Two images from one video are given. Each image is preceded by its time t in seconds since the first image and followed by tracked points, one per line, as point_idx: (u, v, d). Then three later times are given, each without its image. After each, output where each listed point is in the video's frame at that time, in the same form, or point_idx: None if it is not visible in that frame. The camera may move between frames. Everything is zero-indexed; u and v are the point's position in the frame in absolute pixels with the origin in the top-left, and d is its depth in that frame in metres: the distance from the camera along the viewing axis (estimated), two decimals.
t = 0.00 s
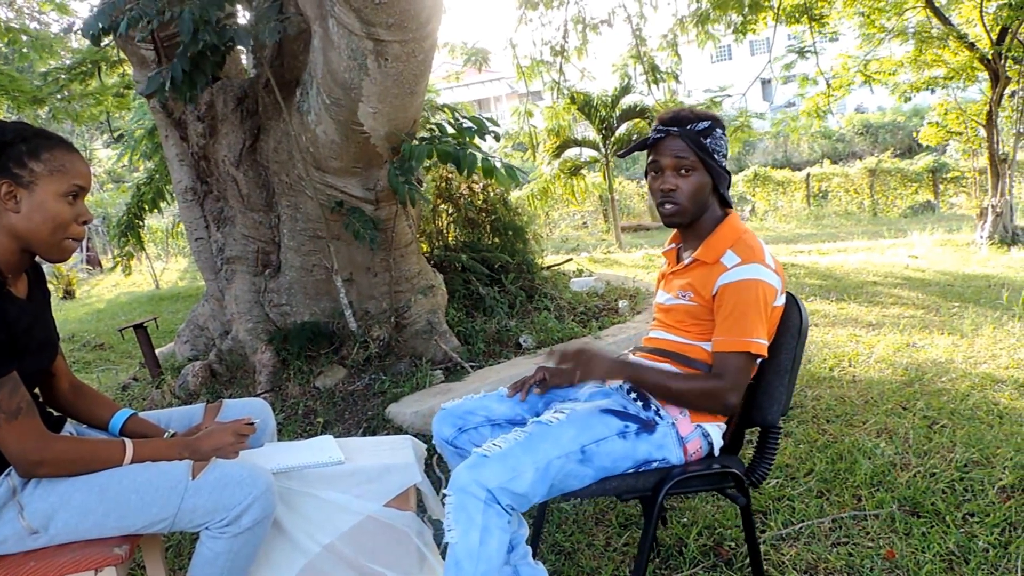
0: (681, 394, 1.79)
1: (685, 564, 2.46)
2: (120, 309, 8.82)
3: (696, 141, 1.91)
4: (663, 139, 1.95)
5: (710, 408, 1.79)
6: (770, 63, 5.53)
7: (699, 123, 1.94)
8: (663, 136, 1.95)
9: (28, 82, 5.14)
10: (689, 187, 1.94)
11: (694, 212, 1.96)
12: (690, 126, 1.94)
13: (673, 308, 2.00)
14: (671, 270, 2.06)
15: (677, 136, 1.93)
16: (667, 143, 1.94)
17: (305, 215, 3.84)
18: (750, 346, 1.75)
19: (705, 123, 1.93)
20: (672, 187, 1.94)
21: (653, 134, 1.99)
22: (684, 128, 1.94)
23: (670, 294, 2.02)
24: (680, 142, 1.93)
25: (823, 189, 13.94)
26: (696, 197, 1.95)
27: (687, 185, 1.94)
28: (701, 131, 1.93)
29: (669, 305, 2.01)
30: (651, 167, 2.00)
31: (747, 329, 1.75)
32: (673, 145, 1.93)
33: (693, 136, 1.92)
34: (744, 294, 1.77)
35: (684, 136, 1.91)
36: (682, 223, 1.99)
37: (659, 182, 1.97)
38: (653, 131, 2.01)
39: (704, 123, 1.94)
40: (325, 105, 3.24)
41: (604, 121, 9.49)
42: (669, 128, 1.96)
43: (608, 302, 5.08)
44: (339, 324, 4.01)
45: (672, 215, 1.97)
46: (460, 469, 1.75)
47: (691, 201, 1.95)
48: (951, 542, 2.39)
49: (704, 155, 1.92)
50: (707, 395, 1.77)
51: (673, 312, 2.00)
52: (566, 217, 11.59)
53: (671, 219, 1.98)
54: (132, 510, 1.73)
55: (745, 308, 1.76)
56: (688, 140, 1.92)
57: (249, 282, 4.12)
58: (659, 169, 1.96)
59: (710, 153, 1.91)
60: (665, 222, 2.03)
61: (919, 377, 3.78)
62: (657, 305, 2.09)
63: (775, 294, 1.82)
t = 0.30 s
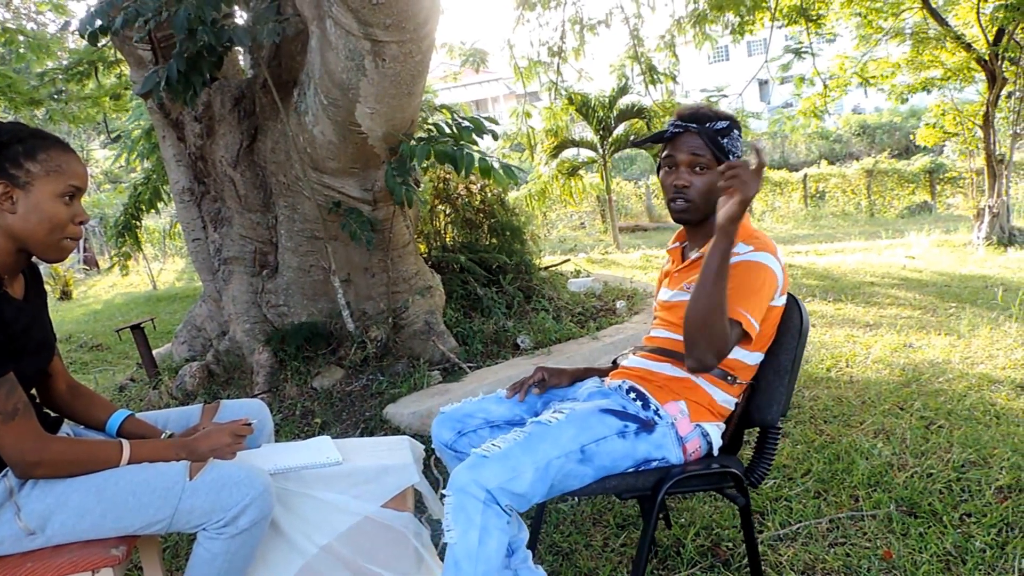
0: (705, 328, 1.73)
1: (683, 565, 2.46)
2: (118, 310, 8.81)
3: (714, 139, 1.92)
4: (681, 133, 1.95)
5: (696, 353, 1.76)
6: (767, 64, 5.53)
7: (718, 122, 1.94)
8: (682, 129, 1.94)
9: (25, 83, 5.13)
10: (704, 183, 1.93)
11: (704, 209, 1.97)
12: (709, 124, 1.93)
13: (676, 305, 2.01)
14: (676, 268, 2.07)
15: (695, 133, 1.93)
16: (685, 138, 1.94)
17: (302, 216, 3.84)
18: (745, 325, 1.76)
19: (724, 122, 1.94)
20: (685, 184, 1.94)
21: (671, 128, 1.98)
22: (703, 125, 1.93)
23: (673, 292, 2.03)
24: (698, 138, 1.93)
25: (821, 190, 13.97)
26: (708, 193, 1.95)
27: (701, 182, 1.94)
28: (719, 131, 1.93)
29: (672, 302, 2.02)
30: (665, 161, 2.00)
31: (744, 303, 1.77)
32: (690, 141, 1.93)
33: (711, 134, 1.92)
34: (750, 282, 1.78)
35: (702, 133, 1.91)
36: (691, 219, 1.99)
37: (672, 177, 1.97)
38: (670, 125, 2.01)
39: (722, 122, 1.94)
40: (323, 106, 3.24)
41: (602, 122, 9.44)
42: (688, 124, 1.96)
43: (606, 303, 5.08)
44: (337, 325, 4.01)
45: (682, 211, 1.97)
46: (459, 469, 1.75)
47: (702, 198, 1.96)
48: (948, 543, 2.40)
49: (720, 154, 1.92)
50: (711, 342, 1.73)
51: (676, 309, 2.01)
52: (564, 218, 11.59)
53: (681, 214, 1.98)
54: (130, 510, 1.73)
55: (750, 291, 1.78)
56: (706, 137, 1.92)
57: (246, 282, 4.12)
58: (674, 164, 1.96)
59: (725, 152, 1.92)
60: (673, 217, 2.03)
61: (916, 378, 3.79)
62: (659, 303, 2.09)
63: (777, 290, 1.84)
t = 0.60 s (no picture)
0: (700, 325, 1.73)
1: (681, 566, 2.46)
2: (117, 310, 8.80)
3: (712, 142, 1.93)
4: (679, 135, 1.96)
5: (697, 353, 1.75)
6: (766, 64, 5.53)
7: (716, 125, 1.95)
8: (680, 131, 1.95)
9: (23, 84, 5.12)
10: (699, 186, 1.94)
11: (699, 211, 1.97)
12: (707, 127, 1.95)
13: (671, 307, 2.01)
14: (671, 269, 2.07)
15: (694, 135, 1.94)
16: (683, 140, 1.95)
17: (301, 216, 3.84)
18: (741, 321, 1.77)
19: (722, 126, 1.95)
20: (681, 185, 1.95)
21: (669, 130, 2.00)
22: (701, 128, 1.95)
23: (668, 294, 2.03)
24: (695, 141, 1.94)
25: (819, 190, 13.98)
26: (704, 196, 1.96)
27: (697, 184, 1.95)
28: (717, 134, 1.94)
29: (668, 303, 2.02)
30: (662, 162, 2.00)
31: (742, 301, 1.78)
32: (687, 144, 1.94)
33: (709, 137, 1.93)
34: (747, 279, 1.79)
35: (699, 136, 1.93)
36: (685, 221, 2.00)
37: (668, 179, 1.97)
38: (668, 127, 2.02)
39: (721, 126, 1.96)
40: (321, 106, 3.24)
41: (600, 123, 9.46)
42: (686, 126, 1.97)
43: (605, 304, 5.09)
44: (336, 325, 4.01)
45: (677, 212, 1.98)
46: (455, 469, 1.76)
47: (698, 200, 1.96)
48: (946, 543, 2.40)
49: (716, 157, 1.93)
50: (712, 339, 1.73)
51: (671, 311, 2.01)
52: (563, 218, 11.60)
53: (675, 215, 1.99)
54: (129, 511, 1.73)
55: (747, 289, 1.79)
56: (704, 140, 1.93)
57: (245, 283, 4.12)
58: (670, 165, 1.96)
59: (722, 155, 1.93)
60: (668, 218, 2.04)
61: (914, 378, 3.79)
62: (654, 305, 2.09)
63: (772, 290, 1.85)
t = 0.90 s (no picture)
0: (692, 348, 1.69)
1: (681, 566, 2.46)
2: (117, 311, 8.80)
3: (690, 147, 1.89)
4: (656, 143, 1.92)
5: (692, 375, 1.72)
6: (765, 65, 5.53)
7: (693, 128, 1.91)
8: (656, 139, 1.91)
9: (22, 84, 5.11)
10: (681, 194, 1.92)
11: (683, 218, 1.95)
12: (683, 132, 1.91)
13: (660, 312, 1.99)
14: (659, 274, 2.06)
15: (670, 142, 1.90)
16: (660, 148, 1.91)
17: (301, 217, 3.84)
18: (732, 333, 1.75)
19: (698, 128, 1.91)
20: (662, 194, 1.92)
21: (645, 137, 1.96)
22: (678, 134, 1.90)
23: (657, 299, 2.01)
24: (673, 148, 1.90)
25: (819, 190, 13.99)
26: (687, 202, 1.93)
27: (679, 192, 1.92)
28: (695, 137, 1.90)
29: (657, 309, 2.00)
30: (641, 170, 1.97)
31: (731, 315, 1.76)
32: (665, 151, 1.91)
33: (686, 143, 1.89)
34: (736, 288, 1.78)
35: (677, 142, 1.89)
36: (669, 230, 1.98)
37: (650, 189, 1.95)
38: (644, 133, 1.98)
39: (698, 128, 1.91)
40: (321, 106, 3.23)
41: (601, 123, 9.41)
42: (662, 132, 1.93)
43: (604, 304, 5.09)
44: (336, 326, 4.01)
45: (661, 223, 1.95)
46: (446, 470, 1.76)
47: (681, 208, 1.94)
48: (946, 544, 2.40)
49: (695, 162, 1.90)
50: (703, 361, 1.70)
51: (660, 317, 1.99)
52: (562, 219, 11.61)
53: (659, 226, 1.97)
54: (128, 511, 1.73)
55: (736, 299, 1.77)
56: (681, 147, 1.89)
57: (244, 283, 4.12)
58: (650, 175, 1.94)
59: (702, 160, 1.90)
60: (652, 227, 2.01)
61: (914, 379, 3.79)
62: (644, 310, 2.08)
63: (761, 293, 1.85)
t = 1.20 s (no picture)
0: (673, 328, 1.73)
1: (681, 566, 2.46)
2: (118, 311, 8.80)
3: (669, 158, 1.88)
4: (635, 154, 1.92)
5: (667, 358, 1.74)
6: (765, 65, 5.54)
7: (673, 136, 1.90)
8: (635, 150, 1.91)
9: (22, 85, 5.10)
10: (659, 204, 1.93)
11: (666, 225, 1.96)
12: (663, 141, 1.90)
13: (646, 318, 1.99)
14: (643, 278, 2.07)
15: (649, 152, 1.90)
16: (639, 159, 1.91)
17: (300, 217, 3.84)
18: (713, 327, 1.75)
19: (678, 137, 1.90)
20: (643, 205, 1.93)
21: (623, 147, 1.95)
22: (657, 144, 1.90)
23: (643, 304, 2.02)
24: (652, 158, 1.89)
25: (819, 191, 14.01)
26: (669, 209, 1.94)
27: (659, 201, 1.93)
28: (675, 146, 1.90)
29: (643, 314, 2.01)
30: (622, 180, 1.97)
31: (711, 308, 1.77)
32: (644, 162, 1.90)
33: (666, 153, 1.88)
34: (719, 289, 1.78)
35: (656, 152, 1.88)
36: (652, 237, 1.99)
37: (631, 199, 1.95)
38: (622, 143, 1.97)
39: (678, 137, 1.90)
40: (321, 107, 3.23)
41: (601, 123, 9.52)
42: (641, 143, 1.92)
43: (604, 304, 5.10)
44: (335, 326, 4.01)
45: (643, 231, 1.97)
46: (435, 470, 1.76)
47: (662, 216, 1.94)
48: (946, 544, 2.40)
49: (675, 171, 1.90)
50: (682, 344, 1.72)
51: (646, 322, 2.00)
52: (562, 219, 11.62)
53: (642, 234, 1.98)
54: (128, 512, 1.73)
55: (718, 297, 1.78)
56: (661, 157, 1.88)
57: (244, 284, 4.12)
58: (631, 185, 1.93)
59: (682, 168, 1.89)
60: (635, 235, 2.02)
61: (915, 379, 3.79)
62: (630, 315, 2.08)
63: (744, 294, 1.85)
